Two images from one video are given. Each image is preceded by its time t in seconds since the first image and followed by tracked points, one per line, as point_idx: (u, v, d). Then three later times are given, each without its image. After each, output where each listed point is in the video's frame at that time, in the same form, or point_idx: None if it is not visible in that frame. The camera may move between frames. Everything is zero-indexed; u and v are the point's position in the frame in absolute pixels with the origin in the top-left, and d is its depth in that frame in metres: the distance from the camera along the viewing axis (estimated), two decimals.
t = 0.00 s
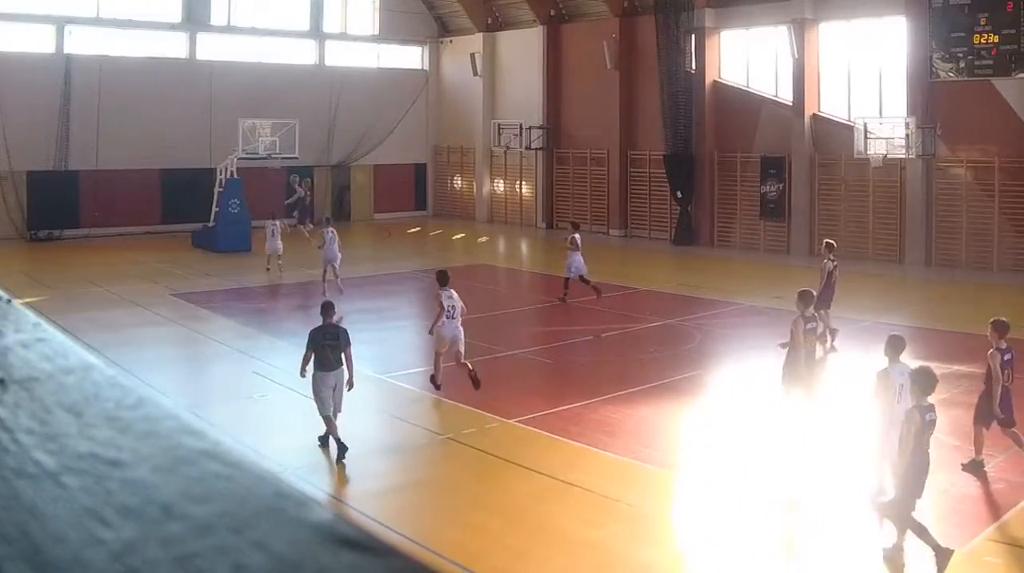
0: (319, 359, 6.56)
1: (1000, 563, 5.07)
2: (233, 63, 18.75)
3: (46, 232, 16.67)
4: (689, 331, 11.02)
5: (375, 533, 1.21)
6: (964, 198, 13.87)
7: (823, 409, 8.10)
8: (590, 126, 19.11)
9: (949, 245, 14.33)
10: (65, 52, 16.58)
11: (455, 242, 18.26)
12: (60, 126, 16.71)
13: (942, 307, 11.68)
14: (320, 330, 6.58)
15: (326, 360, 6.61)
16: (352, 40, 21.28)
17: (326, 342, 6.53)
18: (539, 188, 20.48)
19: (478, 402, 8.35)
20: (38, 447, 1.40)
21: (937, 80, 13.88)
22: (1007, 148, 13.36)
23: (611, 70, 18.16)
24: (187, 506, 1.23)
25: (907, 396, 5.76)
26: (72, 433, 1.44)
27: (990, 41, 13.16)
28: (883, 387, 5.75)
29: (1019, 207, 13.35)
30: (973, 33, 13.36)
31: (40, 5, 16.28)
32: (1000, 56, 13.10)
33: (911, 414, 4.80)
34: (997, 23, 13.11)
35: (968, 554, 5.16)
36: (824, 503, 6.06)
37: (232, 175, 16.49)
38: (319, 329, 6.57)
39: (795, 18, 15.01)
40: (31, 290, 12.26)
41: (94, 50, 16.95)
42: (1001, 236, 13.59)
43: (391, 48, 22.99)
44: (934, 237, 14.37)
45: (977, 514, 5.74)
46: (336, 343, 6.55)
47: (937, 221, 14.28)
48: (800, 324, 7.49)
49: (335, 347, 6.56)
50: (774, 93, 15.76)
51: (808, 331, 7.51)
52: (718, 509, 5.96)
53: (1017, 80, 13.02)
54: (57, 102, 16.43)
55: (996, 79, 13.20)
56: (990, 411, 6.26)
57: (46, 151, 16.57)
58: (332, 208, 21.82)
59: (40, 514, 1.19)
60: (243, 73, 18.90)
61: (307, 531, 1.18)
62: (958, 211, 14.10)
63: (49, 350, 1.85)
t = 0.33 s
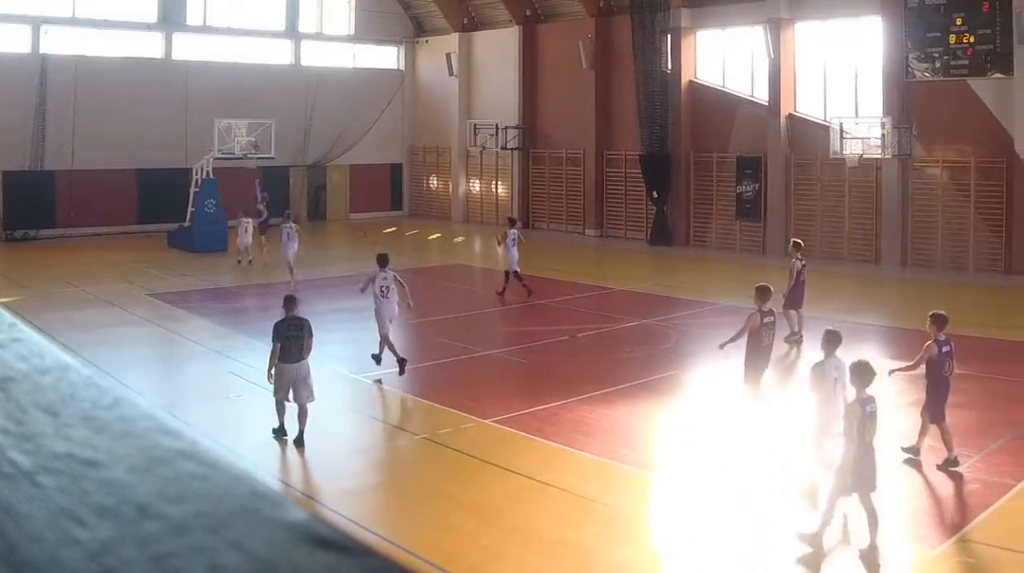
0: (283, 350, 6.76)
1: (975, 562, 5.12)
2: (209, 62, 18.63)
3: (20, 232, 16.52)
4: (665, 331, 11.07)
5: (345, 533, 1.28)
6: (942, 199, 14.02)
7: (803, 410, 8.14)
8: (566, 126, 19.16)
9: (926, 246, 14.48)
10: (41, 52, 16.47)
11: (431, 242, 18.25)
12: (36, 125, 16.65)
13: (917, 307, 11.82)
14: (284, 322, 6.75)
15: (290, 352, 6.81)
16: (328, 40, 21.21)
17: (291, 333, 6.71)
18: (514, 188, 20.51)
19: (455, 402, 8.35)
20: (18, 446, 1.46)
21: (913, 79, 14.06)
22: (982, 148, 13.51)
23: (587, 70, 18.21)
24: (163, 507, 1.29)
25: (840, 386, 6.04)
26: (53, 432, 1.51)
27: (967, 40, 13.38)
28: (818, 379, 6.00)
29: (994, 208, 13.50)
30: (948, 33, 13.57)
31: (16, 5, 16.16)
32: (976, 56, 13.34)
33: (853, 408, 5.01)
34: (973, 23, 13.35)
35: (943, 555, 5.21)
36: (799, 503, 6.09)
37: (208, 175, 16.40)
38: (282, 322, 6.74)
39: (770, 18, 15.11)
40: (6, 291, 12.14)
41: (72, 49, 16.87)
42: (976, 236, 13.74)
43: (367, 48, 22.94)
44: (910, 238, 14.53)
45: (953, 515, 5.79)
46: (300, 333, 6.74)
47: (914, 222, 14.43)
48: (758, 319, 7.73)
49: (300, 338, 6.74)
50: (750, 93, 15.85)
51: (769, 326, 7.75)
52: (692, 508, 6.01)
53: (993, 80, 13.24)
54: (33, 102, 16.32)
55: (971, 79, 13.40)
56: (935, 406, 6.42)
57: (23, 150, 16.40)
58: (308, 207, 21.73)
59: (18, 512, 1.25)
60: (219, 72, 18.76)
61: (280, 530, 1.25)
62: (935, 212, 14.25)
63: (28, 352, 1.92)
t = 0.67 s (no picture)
0: (243, 345, 6.85)
1: (949, 562, 5.17)
2: (184, 62, 18.49)
3: None
4: (639, 331, 11.13)
5: (323, 532, 1.27)
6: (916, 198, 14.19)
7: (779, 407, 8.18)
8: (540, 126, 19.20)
9: (900, 245, 14.64)
10: (15, 52, 16.32)
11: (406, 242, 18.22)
12: (9, 125, 16.48)
13: (891, 307, 11.95)
14: (242, 317, 6.83)
15: (250, 345, 6.91)
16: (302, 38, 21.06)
17: (249, 328, 6.80)
18: (489, 188, 20.52)
19: (429, 402, 8.34)
20: None
21: (886, 80, 14.27)
22: (956, 148, 13.68)
23: (562, 69, 18.24)
24: (137, 508, 1.29)
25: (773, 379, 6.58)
26: (25, 429, 1.51)
27: (941, 40, 13.59)
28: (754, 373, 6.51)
29: (968, 208, 13.67)
30: (923, 33, 13.77)
31: None
32: (950, 56, 13.54)
33: (785, 406, 5.45)
34: (947, 23, 13.55)
35: (917, 554, 5.27)
36: (775, 501, 6.14)
37: (182, 174, 16.29)
38: (240, 317, 6.81)
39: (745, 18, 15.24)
40: None
41: (47, 50, 16.75)
42: (950, 237, 13.91)
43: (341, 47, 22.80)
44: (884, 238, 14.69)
45: (927, 514, 5.86)
46: (258, 328, 6.84)
47: (888, 222, 14.60)
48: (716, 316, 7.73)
49: (258, 331, 6.84)
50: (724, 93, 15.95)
51: (727, 323, 7.75)
52: (667, 507, 6.06)
53: (967, 80, 13.46)
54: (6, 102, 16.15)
55: (946, 78, 13.62)
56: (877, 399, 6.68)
57: None
58: (282, 207, 21.61)
59: None
60: (193, 71, 18.61)
61: (258, 531, 1.25)
62: (909, 212, 14.42)
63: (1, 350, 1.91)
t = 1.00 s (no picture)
0: (206, 337, 7.08)
1: (924, 562, 5.23)
2: (158, 62, 18.36)
3: None
4: (612, 331, 11.17)
5: (298, 532, 1.28)
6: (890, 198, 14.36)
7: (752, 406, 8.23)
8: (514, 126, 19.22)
9: (873, 245, 14.80)
10: None
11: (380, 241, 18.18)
12: None
13: (865, 307, 12.08)
14: (205, 311, 7.09)
15: (213, 339, 7.14)
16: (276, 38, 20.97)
17: (212, 321, 7.06)
18: (462, 188, 20.52)
19: (404, 402, 8.32)
20: None
21: (861, 80, 14.42)
22: (930, 149, 13.86)
23: (537, 69, 18.27)
24: (111, 506, 1.30)
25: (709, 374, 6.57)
26: None
27: (915, 41, 13.73)
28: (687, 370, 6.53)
29: (942, 208, 13.84)
30: (896, 33, 13.89)
31: None
32: (924, 56, 13.69)
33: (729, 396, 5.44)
34: (921, 23, 13.69)
35: (890, 554, 5.33)
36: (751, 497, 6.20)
37: (156, 175, 16.16)
38: (203, 311, 7.08)
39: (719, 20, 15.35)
40: None
41: (19, 49, 16.55)
42: (925, 236, 14.10)
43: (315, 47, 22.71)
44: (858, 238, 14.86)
45: (903, 514, 5.93)
46: (221, 321, 7.09)
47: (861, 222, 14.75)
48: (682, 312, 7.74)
49: (221, 325, 7.09)
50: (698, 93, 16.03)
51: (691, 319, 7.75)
52: (641, 507, 6.10)
53: (941, 80, 13.62)
54: None
55: (919, 78, 13.79)
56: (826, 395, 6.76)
57: None
58: (255, 207, 21.49)
59: None
60: (167, 71, 18.47)
61: (231, 531, 1.26)
62: (883, 212, 14.58)
63: None
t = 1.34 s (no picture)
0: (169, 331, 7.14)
1: (899, 562, 5.29)
2: (132, 61, 18.17)
3: None
4: (587, 331, 11.22)
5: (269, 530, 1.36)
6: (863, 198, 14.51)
7: (724, 405, 8.29)
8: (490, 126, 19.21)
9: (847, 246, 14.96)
10: None
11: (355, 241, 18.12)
12: None
13: (838, 307, 12.20)
14: (169, 304, 7.11)
15: (176, 332, 7.18)
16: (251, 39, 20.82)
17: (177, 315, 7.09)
18: (438, 188, 20.49)
19: (378, 402, 8.30)
20: None
21: (835, 80, 14.56)
22: (905, 148, 14.02)
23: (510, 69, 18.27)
24: (85, 507, 1.40)
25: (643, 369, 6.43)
26: None
27: (889, 40, 13.86)
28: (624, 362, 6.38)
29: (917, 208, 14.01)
30: (871, 33, 14.03)
31: None
32: (898, 56, 13.82)
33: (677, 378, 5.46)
34: (896, 24, 13.80)
35: (865, 553, 5.39)
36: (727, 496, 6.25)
37: (129, 174, 16.01)
38: (168, 304, 7.11)
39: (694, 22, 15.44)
40: None
41: None
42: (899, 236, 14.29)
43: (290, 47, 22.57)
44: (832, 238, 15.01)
45: (878, 514, 6.00)
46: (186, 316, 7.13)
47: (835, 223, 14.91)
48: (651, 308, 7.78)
49: (185, 319, 7.14)
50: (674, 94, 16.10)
51: (661, 316, 7.80)
52: (614, 506, 6.14)
53: (914, 80, 13.79)
54: None
55: (894, 78, 13.92)
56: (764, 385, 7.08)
57: None
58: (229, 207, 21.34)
59: None
60: (142, 70, 18.29)
61: (203, 530, 1.34)
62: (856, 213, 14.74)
63: None
